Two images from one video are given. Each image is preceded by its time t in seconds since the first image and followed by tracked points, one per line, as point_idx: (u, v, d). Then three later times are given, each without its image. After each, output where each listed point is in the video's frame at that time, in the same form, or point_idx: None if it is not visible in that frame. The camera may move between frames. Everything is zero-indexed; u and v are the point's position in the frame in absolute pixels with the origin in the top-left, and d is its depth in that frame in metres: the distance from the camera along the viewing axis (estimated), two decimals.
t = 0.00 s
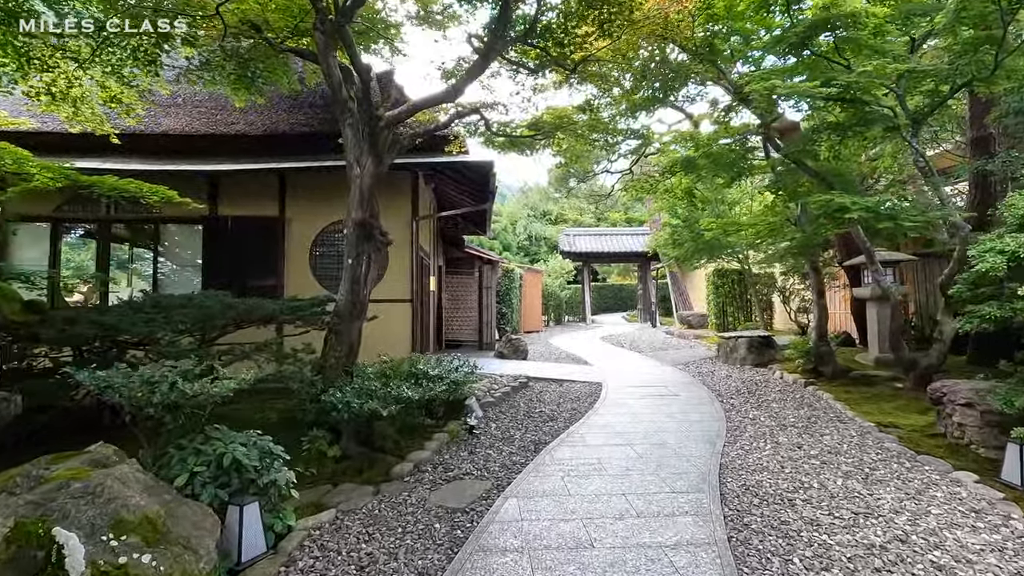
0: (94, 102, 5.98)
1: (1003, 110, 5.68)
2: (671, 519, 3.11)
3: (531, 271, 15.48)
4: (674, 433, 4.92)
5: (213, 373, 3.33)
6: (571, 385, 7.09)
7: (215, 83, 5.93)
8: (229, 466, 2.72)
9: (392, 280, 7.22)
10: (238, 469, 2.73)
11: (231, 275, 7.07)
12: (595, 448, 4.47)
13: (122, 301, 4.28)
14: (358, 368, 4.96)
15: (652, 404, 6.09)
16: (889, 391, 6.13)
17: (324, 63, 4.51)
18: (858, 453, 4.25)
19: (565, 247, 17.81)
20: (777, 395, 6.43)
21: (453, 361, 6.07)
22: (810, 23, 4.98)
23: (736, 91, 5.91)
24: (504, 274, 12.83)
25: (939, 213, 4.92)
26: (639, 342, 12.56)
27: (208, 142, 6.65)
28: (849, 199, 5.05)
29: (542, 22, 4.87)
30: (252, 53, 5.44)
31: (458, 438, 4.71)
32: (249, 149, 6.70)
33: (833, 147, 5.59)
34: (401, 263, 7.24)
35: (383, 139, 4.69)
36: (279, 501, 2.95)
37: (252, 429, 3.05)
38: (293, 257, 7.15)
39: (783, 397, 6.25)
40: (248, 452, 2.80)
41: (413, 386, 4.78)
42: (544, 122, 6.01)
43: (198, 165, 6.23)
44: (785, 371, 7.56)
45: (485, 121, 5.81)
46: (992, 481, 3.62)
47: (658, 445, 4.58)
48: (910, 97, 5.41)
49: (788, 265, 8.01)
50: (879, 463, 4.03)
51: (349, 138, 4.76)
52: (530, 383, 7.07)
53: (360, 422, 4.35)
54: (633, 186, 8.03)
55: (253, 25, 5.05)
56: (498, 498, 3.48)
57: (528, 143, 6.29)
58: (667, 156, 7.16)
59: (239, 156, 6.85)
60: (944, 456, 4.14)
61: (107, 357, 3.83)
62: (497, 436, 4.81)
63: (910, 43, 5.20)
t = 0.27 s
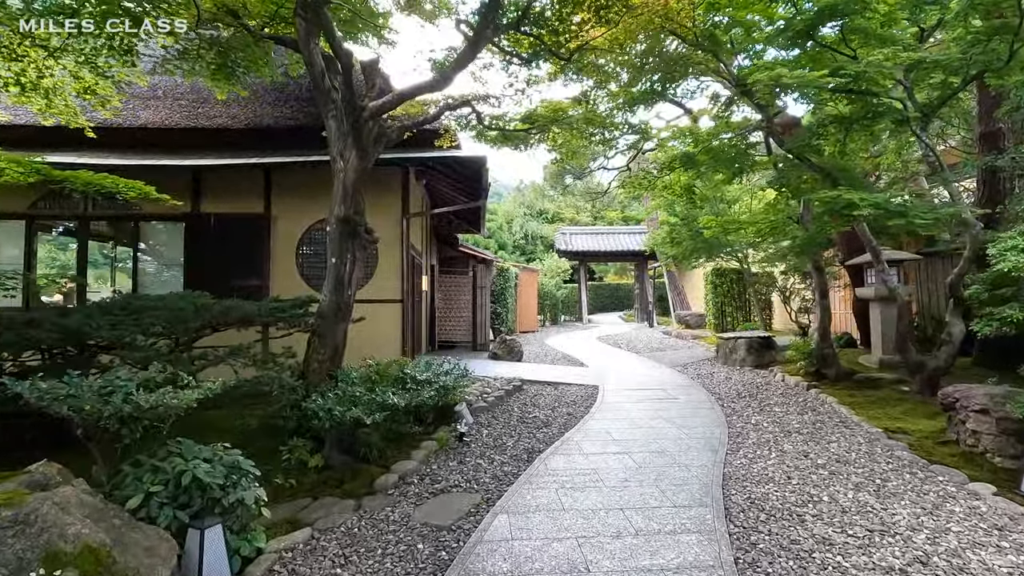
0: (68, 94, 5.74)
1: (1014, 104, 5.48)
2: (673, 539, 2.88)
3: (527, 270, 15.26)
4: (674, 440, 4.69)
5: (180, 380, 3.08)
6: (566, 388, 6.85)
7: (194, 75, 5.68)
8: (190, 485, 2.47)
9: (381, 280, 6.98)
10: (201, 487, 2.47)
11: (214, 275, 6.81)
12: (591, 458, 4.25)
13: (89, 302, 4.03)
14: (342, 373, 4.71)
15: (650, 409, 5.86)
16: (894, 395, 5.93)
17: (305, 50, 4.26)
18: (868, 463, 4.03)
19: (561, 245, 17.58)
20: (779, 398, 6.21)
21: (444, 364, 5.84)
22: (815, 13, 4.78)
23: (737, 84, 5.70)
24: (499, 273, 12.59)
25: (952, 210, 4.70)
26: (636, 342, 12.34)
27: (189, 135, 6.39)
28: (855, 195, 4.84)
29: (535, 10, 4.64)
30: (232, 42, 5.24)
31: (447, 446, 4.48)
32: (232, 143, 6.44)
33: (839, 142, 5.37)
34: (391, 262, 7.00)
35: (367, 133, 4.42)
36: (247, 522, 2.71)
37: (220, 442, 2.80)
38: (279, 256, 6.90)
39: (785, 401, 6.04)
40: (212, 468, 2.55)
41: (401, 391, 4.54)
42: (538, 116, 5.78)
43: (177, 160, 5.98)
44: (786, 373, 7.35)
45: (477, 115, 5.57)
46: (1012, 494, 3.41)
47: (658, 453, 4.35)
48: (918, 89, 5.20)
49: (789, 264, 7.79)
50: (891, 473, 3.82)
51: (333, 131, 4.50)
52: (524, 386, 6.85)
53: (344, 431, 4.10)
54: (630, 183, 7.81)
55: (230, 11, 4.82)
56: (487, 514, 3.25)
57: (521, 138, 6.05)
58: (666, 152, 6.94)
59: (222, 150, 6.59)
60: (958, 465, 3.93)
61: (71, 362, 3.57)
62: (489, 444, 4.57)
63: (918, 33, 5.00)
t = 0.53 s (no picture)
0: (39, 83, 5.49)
1: None
2: (676, 555, 2.67)
3: (522, 269, 15.06)
4: (674, 445, 4.49)
5: (143, 386, 2.85)
6: (561, 390, 6.63)
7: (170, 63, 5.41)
8: (146, 502, 2.24)
9: (371, 279, 6.74)
10: (158, 506, 2.25)
11: (196, 273, 6.56)
12: (587, 465, 4.03)
13: (54, 302, 3.79)
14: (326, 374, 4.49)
15: (648, 412, 5.65)
16: (900, 396, 5.75)
17: (285, 35, 4.01)
18: (879, 470, 3.83)
19: (556, 244, 17.37)
20: (780, 401, 6.02)
21: (434, 366, 5.60)
22: None
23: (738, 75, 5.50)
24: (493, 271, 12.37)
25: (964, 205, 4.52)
26: (633, 342, 12.14)
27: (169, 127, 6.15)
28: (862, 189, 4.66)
29: None
30: (210, 29, 5.04)
31: (436, 453, 4.26)
32: (215, 136, 6.20)
33: (845, 135, 5.18)
34: (380, 260, 6.76)
35: (350, 123, 4.16)
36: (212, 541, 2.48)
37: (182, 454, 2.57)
38: (264, 253, 6.65)
39: (787, 403, 5.84)
40: (171, 485, 2.31)
41: (388, 395, 4.32)
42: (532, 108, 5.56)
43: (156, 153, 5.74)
44: (787, 374, 7.16)
45: (469, 107, 5.36)
46: None
47: (657, 459, 4.15)
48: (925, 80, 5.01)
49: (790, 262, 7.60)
50: (904, 481, 3.61)
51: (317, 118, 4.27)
52: (518, 388, 6.63)
53: (326, 437, 3.87)
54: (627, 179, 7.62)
55: None
56: (476, 528, 3.03)
57: (515, 131, 5.84)
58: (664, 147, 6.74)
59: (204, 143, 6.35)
60: (973, 473, 3.74)
61: (30, 366, 3.32)
62: (480, 450, 4.35)
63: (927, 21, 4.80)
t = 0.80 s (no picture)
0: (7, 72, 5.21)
1: None
2: None
3: (517, 268, 14.82)
4: (674, 453, 4.26)
5: (97, 396, 2.60)
6: (556, 393, 6.40)
7: (147, 52, 5.15)
8: (90, 528, 2.00)
9: (359, 279, 6.50)
10: (103, 534, 2.01)
11: (177, 272, 6.30)
12: (583, 475, 3.80)
13: (13, 302, 3.54)
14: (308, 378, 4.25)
15: (646, 416, 5.43)
16: (908, 400, 5.54)
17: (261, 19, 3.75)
18: (892, 482, 3.61)
19: (552, 243, 17.13)
20: (784, 405, 5.80)
21: (423, 369, 5.36)
22: None
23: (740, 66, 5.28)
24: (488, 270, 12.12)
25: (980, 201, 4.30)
26: (630, 342, 11.92)
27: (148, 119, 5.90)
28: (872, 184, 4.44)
29: None
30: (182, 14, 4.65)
31: (423, 463, 4.01)
32: (195, 129, 5.95)
33: (852, 128, 4.96)
34: (370, 259, 6.53)
35: (331, 111, 3.93)
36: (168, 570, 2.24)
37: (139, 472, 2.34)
38: (247, 252, 6.40)
39: (791, 407, 5.63)
40: (119, 509, 2.07)
41: (372, 402, 4.08)
42: (525, 100, 5.32)
43: (132, 147, 5.48)
44: (790, 376, 6.95)
45: (461, 100, 5.12)
46: None
47: (657, 469, 3.92)
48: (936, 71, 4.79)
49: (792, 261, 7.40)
50: (920, 494, 3.40)
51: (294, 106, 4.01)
52: (512, 391, 6.40)
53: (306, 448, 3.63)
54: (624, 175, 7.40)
55: None
56: (463, 548, 2.79)
57: (508, 124, 5.60)
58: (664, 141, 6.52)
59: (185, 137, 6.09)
60: (992, 485, 3.52)
61: None
62: (470, 460, 4.12)
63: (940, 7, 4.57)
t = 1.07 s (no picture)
0: None
1: None
2: None
3: (512, 266, 14.60)
4: (673, 461, 4.05)
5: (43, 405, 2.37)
6: (550, 396, 6.18)
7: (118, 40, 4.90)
8: (17, 560, 1.77)
9: (346, 279, 6.26)
10: (33, 566, 1.78)
11: (155, 270, 6.04)
12: (577, 486, 3.58)
13: None
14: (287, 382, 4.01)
15: (644, 420, 5.22)
16: (914, 403, 5.36)
17: None
18: (905, 493, 3.41)
19: (548, 241, 16.91)
20: (786, 408, 5.60)
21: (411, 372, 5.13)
22: None
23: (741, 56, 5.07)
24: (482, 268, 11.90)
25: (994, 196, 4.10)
26: (627, 342, 11.73)
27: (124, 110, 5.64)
28: (881, 178, 4.24)
29: None
30: None
31: (408, 472, 3.79)
32: (174, 120, 5.70)
33: (859, 121, 4.76)
34: (357, 259, 6.29)
35: (308, 95, 3.65)
36: None
37: (86, 490, 2.11)
38: (229, 249, 6.15)
39: (793, 411, 5.42)
40: (54, 535, 1.84)
41: (355, 407, 3.84)
42: (518, 90, 5.09)
43: (106, 139, 5.22)
44: (791, 378, 6.75)
45: (450, 91, 4.90)
46: None
47: (655, 479, 3.71)
48: (948, 62, 4.59)
49: (793, 259, 7.20)
50: (935, 507, 3.19)
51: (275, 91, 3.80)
52: (505, 394, 6.18)
53: (281, 458, 3.39)
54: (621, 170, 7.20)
55: None
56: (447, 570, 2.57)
57: (500, 117, 5.38)
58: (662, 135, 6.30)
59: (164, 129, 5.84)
60: (1011, 496, 3.32)
61: None
62: (458, 469, 3.89)
63: None
